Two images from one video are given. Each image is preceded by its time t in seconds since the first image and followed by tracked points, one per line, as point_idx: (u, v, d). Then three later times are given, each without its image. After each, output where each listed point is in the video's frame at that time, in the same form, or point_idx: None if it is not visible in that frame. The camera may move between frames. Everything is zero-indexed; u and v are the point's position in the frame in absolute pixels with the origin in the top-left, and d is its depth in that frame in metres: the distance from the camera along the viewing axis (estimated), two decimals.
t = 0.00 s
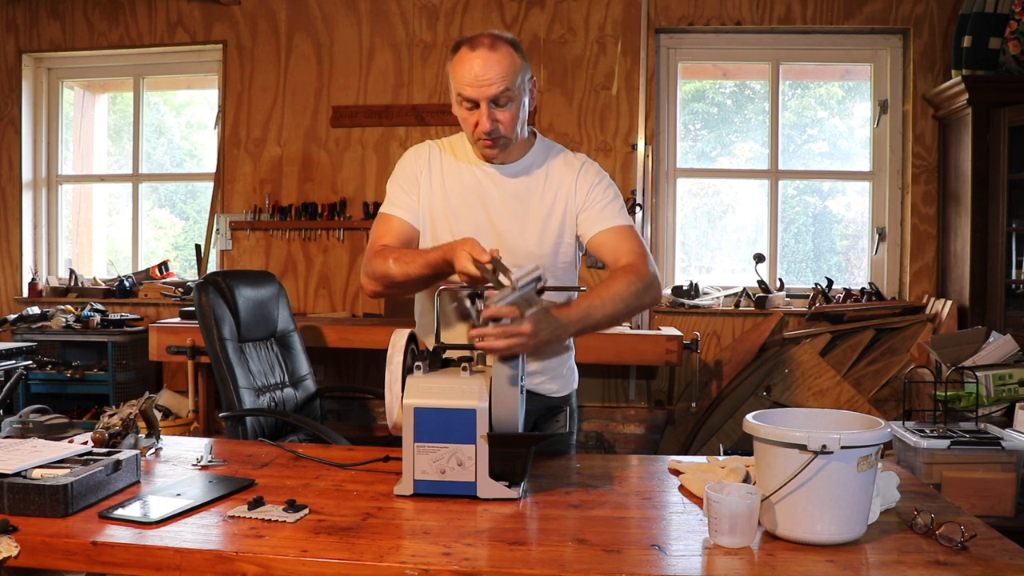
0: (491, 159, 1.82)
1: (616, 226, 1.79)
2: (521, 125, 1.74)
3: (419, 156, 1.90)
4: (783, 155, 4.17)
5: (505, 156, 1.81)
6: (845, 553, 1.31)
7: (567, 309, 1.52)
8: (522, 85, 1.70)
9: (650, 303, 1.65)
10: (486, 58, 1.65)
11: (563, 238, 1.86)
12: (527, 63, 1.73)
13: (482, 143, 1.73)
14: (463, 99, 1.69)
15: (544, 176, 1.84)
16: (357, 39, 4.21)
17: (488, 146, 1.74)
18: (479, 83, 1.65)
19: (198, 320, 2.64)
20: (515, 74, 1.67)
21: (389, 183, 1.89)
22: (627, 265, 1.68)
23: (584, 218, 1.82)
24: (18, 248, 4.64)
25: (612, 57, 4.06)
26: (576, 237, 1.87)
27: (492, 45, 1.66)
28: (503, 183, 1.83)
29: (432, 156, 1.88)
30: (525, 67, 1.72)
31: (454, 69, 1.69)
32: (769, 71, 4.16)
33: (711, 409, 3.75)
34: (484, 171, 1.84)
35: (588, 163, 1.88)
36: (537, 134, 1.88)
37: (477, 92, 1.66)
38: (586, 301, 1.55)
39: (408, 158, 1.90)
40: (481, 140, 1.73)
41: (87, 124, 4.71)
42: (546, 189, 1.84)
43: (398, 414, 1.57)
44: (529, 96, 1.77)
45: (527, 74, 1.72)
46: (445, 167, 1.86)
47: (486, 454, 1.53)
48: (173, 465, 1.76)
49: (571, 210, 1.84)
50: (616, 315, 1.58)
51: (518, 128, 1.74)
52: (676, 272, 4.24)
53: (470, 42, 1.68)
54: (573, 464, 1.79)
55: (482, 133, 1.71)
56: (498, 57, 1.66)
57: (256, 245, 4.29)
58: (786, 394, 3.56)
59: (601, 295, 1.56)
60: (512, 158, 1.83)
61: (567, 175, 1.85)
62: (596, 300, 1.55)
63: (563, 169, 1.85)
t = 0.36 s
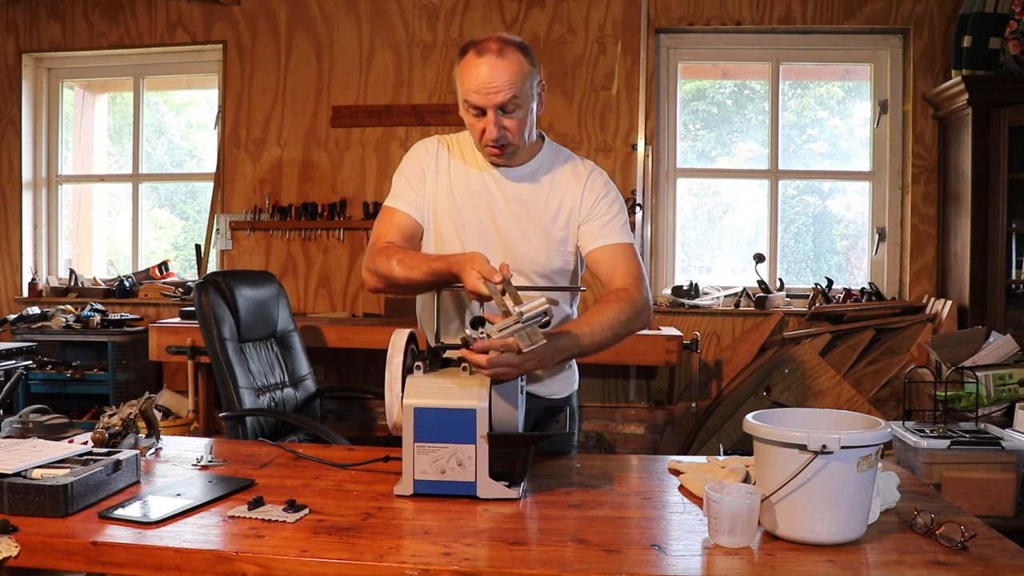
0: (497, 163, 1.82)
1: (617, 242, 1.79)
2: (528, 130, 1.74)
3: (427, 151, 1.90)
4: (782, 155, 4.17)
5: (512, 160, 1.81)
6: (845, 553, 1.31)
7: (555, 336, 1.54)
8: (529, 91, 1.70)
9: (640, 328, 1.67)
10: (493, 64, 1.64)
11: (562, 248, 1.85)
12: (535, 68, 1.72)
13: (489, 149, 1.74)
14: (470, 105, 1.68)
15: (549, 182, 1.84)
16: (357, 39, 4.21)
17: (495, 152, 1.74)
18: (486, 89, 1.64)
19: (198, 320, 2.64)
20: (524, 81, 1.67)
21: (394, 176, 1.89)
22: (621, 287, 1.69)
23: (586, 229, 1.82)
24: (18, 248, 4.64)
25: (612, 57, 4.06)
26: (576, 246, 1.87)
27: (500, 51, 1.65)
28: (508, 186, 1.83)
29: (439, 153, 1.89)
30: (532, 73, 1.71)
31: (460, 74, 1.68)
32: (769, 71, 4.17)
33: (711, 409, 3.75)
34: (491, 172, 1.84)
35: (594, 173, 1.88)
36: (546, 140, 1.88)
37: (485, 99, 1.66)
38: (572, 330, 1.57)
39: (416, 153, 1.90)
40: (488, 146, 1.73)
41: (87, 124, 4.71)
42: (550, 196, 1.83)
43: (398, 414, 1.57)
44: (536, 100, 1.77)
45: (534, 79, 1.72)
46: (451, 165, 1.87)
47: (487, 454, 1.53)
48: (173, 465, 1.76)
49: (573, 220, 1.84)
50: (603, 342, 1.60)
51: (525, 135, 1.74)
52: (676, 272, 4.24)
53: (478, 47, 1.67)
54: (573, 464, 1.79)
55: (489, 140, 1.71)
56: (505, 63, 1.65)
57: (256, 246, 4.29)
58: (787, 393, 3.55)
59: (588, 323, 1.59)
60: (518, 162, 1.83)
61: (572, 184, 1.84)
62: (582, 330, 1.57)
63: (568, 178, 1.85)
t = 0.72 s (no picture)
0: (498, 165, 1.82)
1: (618, 246, 1.80)
2: (530, 136, 1.74)
3: (429, 149, 1.90)
4: (782, 155, 4.17)
5: (514, 162, 1.81)
6: (845, 553, 1.31)
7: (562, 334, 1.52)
8: (532, 97, 1.69)
9: (639, 333, 1.67)
10: (497, 69, 1.64)
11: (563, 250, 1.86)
12: (538, 73, 1.72)
13: (491, 154, 1.73)
14: (473, 109, 1.68)
15: (551, 184, 1.84)
16: (357, 39, 4.21)
17: (496, 157, 1.74)
18: (490, 94, 1.64)
19: (198, 319, 2.64)
20: (527, 85, 1.67)
21: (394, 173, 1.90)
22: (621, 291, 1.70)
23: (587, 233, 1.83)
24: (18, 248, 4.64)
25: (612, 57, 4.06)
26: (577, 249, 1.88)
27: (503, 55, 1.65)
28: (509, 188, 1.83)
29: (440, 153, 1.89)
30: (536, 78, 1.71)
31: (462, 78, 1.68)
32: (769, 71, 4.17)
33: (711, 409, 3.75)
34: (492, 173, 1.84)
35: (597, 175, 1.88)
36: (547, 142, 1.88)
37: (488, 104, 1.65)
38: (578, 329, 1.57)
39: (417, 151, 1.90)
40: (490, 151, 1.73)
41: (87, 124, 4.71)
42: (551, 198, 1.83)
43: (399, 414, 1.57)
44: (539, 104, 1.77)
45: (538, 85, 1.72)
46: (452, 165, 1.87)
47: (487, 453, 1.53)
48: (173, 465, 1.76)
49: (573, 222, 1.84)
50: (607, 345, 1.60)
51: (527, 140, 1.74)
52: (676, 271, 4.24)
53: (481, 52, 1.67)
54: (573, 464, 1.79)
55: (491, 145, 1.70)
56: (509, 68, 1.65)
57: (256, 246, 4.29)
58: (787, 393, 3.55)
59: (594, 324, 1.58)
60: (519, 165, 1.83)
61: (573, 186, 1.85)
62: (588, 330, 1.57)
63: (570, 180, 1.85)
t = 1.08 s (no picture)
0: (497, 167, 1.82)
1: (617, 248, 1.80)
2: (528, 135, 1.74)
3: (427, 150, 1.89)
4: (782, 155, 4.17)
5: (513, 164, 1.81)
6: (845, 553, 1.31)
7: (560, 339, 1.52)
8: (530, 96, 1.70)
9: (636, 336, 1.67)
10: (495, 67, 1.64)
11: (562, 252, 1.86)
12: (536, 71, 1.72)
13: (489, 153, 1.73)
14: (472, 109, 1.68)
15: (550, 186, 1.84)
16: (357, 39, 4.21)
17: (495, 156, 1.74)
18: (488, 93, 1.64)
19: (198, 320, 2.64)
20: (525, 85, 1.67)
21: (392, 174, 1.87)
22: (619, 295, 1.70)
23: (586, 234, 1.83)
24: (18, 248, 4.64)
25: (612, 57, 4.06)
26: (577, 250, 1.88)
27: (502, 55, 1.65)
28: (508, 190, 1.83)
29: (439, 154, 1.88)
30: (534, 77, 1.71)
31: (460, 78, 1.68)
32: (769, 71, 4.17)
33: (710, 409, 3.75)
34: (491, 175, 1.84)
35: (596, 176, 1.88)
36: (546, 142, 1.88)
37: (486, 103, 1.65)
38: (575, 334, 1.56)
39: (415, 153, 1.89)
40: (488, 151, 1.73)
41: (87, 124, 4.71)
42: (550, 200, 1.84)
43: (399, 414, 1.57)
44: (537, 104, 1.77)
45: (536, 83, 1.72)
46: (451, 167, 1.86)
47: (487, 454, 1.53)
48: (173, 465, 1.76)
49: (573, 224, 1.84)
50: (603, 349, 1.60)
51: (525, 140, 1.73)
52: (676, 271, 4.24)
53: (479, 51, 1.67)
54: (573, 464, 1.79)
55: (489, 145, 1.70)
56: (507, 67, 1.65)
57: (256, 245, 4.29)
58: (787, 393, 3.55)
59: (591, 329, 1.58)
60: (519, 167, 1.83)
61: (572, 187, 1.85)
62: (586, 335, 1.57)
63: (569, 182, 1.85)
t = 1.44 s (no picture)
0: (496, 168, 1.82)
1: (616, 250, 1.80)
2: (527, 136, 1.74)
3: (427, 152, 1.88)
4: (782, 155, 4.17)
5: (512, 166, 1.81)
6: (845, 553, 1.31)
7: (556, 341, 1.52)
8: (529, 96, 1.69)
9: (631, 339, 1.68)
10: (493, 68, 1.64)
11: (562, 254, 1.85)
12: (535, 71, 1.72)
13: (488, 154, 1.73)
14: (471, 110, 1.68)
15: (549, 188, 1.84)
16: (357, 39, 4.21)
17: (494, 158, 1.74)
18: (486, 94, 1.64)
19: (198, 320, 2.64)
20: (524, 85, 1.67)
21: (392, 177, 1.87)
22: (615, 297, 1.70)
23: (585, 235, 1.82)
24: (18, 248, 4.64)
25: (612, 57, 4.06)
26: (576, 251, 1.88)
27: (501, 56, 1.65)
28: (508, 192, 1.83)
29: (439, 156, 1.87)
30: (532, 77, 1.71)
31: (458, 79, 1.68)
32: (769, 71, 4.17)
33: (710, 409, 3.74)
34: (490, 177, 1.83)
35: (595, 177, 1.88)
36: (546, 143, 1.88)
37: (485, 104, 1.65)
38: (569, 336, 1.56)
39: (414, 155, 1.88)
40: (487, 152, 1.73)
41: (87, 124, 4.71)
42: (549, 202, 1.84)
43: (399, 414, 1.57)
44: (537, 105, 1.77)
45: (535, 83, 1.72)
46: (450, 170, 1.86)
47: (487, 453, 1.53)
48: (173, 465, 1.76)
49: (572, 226, 1.84)
50: (599, 351, 1.60)
51: (524, 141, 1.74)
52: (676, 271, 4.24)
53: (477, 52, 1.67)
54: (573, 464, 1.79)
55: (488, 146, 1.70)
56: (506, 68, 1.65)
57: (256, 245, 4.29)
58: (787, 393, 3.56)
59: (585, 331, 1.59)
60: (518, 168, 1.82)
61: (572, 189, 1.85)
62: (580, 337, 1.57)
63: (568, 183, 1.85)
